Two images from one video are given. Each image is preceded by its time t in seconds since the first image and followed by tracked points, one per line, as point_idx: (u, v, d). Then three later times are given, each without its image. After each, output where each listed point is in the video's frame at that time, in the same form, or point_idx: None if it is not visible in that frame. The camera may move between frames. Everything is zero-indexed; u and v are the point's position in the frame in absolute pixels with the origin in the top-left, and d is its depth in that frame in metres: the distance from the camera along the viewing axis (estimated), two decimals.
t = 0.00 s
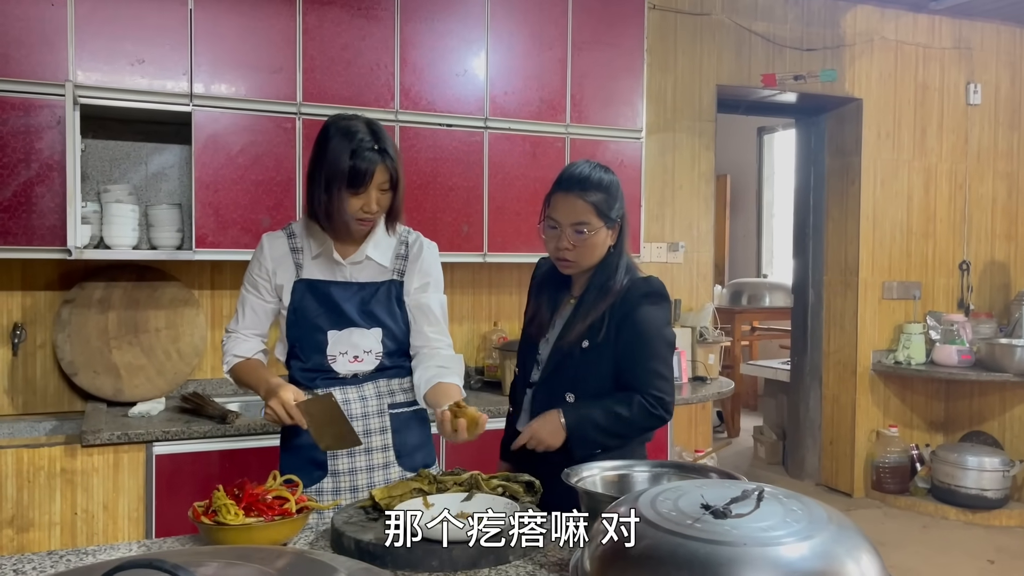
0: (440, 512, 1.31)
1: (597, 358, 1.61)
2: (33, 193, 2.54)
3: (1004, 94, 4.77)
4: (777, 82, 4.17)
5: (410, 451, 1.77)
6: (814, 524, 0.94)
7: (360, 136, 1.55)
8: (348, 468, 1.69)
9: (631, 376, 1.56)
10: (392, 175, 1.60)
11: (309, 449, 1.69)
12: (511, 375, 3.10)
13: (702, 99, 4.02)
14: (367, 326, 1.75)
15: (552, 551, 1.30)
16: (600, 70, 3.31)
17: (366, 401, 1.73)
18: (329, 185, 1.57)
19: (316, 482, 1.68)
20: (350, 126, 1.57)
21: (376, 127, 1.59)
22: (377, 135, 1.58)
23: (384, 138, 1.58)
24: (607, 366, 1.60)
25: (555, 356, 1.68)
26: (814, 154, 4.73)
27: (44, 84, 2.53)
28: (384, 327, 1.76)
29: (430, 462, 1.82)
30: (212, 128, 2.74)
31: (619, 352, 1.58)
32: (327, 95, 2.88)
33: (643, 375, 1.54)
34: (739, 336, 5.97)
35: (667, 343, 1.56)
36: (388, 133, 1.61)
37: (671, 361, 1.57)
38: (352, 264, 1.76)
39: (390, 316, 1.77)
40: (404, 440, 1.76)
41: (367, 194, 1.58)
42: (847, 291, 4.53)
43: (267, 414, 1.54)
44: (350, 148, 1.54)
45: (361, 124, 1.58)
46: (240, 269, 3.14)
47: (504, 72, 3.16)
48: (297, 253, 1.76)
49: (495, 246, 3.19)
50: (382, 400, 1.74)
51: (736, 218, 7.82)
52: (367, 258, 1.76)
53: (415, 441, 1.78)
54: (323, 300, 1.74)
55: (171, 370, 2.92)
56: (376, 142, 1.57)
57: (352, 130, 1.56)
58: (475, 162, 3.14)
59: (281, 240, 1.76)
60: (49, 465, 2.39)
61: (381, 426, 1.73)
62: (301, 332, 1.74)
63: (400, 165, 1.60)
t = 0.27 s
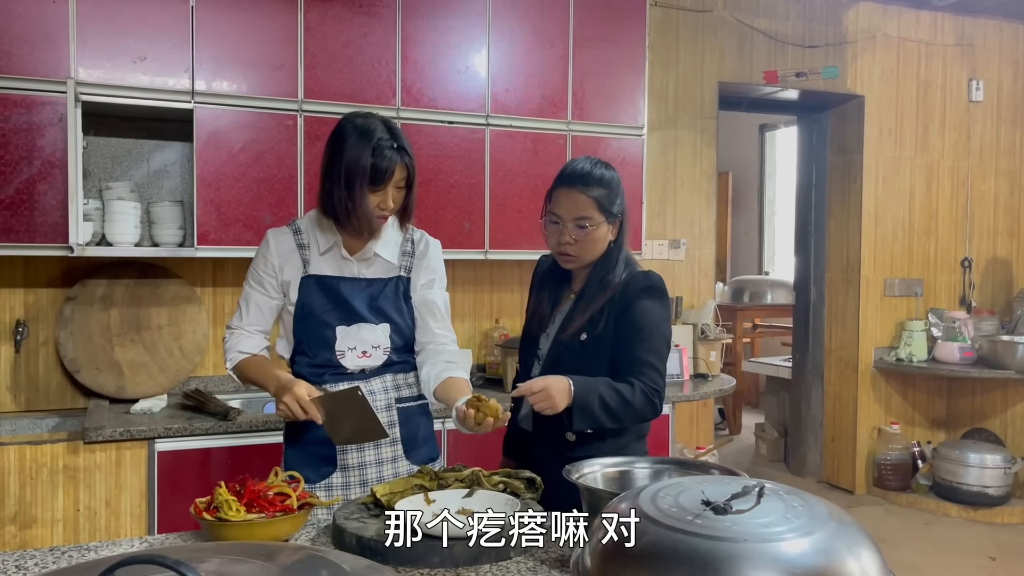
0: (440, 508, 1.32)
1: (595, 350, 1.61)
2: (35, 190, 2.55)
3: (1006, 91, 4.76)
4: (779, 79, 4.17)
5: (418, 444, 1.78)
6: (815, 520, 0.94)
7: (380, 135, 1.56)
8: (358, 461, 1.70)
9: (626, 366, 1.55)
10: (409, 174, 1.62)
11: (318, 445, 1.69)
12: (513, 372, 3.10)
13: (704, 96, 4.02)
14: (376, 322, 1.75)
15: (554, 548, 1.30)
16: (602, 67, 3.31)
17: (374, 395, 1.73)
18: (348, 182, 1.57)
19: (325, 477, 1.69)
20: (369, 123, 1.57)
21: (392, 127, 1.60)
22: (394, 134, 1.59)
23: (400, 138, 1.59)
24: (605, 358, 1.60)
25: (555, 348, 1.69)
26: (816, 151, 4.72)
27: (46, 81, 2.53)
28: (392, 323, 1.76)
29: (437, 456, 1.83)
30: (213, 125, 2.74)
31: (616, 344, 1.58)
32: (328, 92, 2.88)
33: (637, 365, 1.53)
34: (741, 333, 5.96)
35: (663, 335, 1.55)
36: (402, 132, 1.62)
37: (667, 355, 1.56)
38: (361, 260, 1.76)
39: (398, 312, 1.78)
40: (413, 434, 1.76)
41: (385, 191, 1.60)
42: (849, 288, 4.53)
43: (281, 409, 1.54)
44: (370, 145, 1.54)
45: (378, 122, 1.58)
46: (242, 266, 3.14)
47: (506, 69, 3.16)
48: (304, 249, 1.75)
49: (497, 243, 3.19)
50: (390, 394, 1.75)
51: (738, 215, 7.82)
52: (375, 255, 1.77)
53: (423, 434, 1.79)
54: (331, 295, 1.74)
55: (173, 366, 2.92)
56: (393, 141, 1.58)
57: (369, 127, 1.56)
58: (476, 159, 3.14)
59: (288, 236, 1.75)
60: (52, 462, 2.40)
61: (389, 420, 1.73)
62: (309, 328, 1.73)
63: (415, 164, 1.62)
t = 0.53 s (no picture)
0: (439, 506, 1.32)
1: (591, 346, 1.61)
2: (36, 187, 2.55)
3: (1008, 89, 4.75)
4: (779, 76, 4.16)
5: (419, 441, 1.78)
6: (814, 517, 0.94)
7: (380, 131, 1.55)
8: (360, 457, 1.70)
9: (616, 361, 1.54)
10: (407, 171, 1.61)
11: (321, 442, 1.70)
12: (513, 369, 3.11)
13: (704, 94, 4.02)
14: (379, 319, 1.75)
15: (555, 545, 1.30)
16: (603, 65, 3.31)
17: (377, 392, 1.72)
18: (347, 177, 1.57)
19: (327, 473, 1.69)
20: (370, 119, 1.56)
21: (394, 123, 1.59)
22: (395, 131, 1.58)
23: (402, 135, 1.58)
24: (600, 356, 1.59)
25: (554, 343, 1.70)
26: (817, 149, 4.72)
27: (46, 79, 2.53)
28: (395, 321, 1.76)
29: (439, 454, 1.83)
30: (214, 123, 2.74)
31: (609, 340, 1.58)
32: (329, 90, 2.88)
33: (626, 359, 1.51)
34: (742, 331, 5.97)
35: (655, 329, 1.53)
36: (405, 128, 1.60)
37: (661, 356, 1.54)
38: (364, 258, 1.76)
39: (401, 309, 1.77)
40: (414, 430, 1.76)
41: (383, 187, 1.59)
42: (850, 286, 4.53)
43: (285, 406, 1.54)
44: (369, 141, 1.54)
45: (381, 118, 1.58)
46: (243, 264, 3.15)
47: (506, 67, 3.16)
48: (309, 245, 1.75)
49: (498, 241, 3.19)
50: (393, 390, 1.74)
51: (739, 213, 7.81)
52: (379, 253, 1.76)
53: (424, 431, 1.79)
54: (335, 292, 1.74)
55: (174, 364, 2.92)
56: (394, 137, 1.57)
57: (370, 123, 1.55)
58: (477, 157, 3.14)
59: (293, 233, 1.75)
60: (53, 459, 2.40)
61: (392, 417, 1.73)
62: (312, 324, 1.73)
63: (415, 161, 1.61)
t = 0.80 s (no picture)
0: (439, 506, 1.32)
1: (590, 348, 1.60)
2: (37, 187, 2.55)
3: (1009, 88, 4.75)
4: (780, 76, 4.16)
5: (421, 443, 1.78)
6: (813, 518, 0.94)
7: (372, 131, 1.55)
8: (360, 457, 1.71)
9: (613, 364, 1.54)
10: (400, 173, 1.59)
11: (320, 440, 1.70)
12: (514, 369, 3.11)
13: (705, 93, 4.01)
14: (377, 319, 1.74)
15: (555, 545, 1.30)
16: (603, 64, 3.31)
17: (377, 392, 1.73)
18: (339, 178, 1.58)
19: (326, 472, 1.69)
20: (365, 120, 1.57)
21: (391, 124, 1.59)
22: (390, 132, 1.57)
23: (396, 136, 1.57)
24: (600, 358, 1.59)
25: (555, 344, 1.71)
26: (817, 148, 4.72)
27: (47, 79, 2.53)
28: (393, 321, 1.75)
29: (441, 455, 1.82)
30: (214, 123, 2.74)
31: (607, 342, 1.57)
32: (329, 90, 2.88)
33: (622, 362, 1.51)
34: (742, 330, 5.96)
35: (653, 329, 1.52)
36: (402, 129, 1.60)
37: (661, 359, 1.53)
38: (365, 258, 1.76)
39: (398, 309, 1.75)
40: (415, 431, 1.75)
41: (376, 189, 1.59)
42: (850, 285, 4.53)
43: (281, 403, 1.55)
44: (361, 142, 1.54)
45: (376, 119, 1.58)
46: (244, 263, 3.15)
47: (507, 66, 3.16)
48: (312, 245, 1.76)
49: (498, 240, 3.20)
50: (393, 391, 1.74)
51: (740, 212, 7.81)
52: (379, 253, 1.76)
53: (426, 433, 1.78)
54: (335, 292, 1.75)
55: (174, 363, 2.93)
56: (387, 139, 1.56)
57: (365, 124, 1.56)
58: (477, 156, 3.14)
59: (298, 232, 1.77)
60: (53, 459, 2.41)
61: (392, 417, 1.73)
62: (312, 323, 1.74)
63: (410, 163, 1.59)
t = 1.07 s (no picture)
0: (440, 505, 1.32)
1: (598, 351, 1.62)
2: (38, 186, 2.55)
3: (1009, 87, 4.75)
4: (781, 75, 4.16)
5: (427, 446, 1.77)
6: (814, 517, 0.94)
7: (363, 132, 1.55)
8: (362, 457, 1.71)
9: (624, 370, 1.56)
10: (394, 172, 1.58)
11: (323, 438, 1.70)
12: (514, 368, 3.11)
13: (705, 93, 4.01)
14: (381, 318, 1.74)
15: (556, 544, 1.30)
16: (604, 63, 3.31)
17: (381, 391, 1.74)
18: (333, 180, 1.58)
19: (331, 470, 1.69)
20: (359, 121, 1.57)
21: (384, 124, 1.58)
22: (383, 133, 1.56)
23: (389, 135, 1.56)
24: (608, 360, 1.60)
25: (560, 346, 1.71)
26: (818, 148, 4.72)
27: (47, 78, 2.53)
28: (397, 320, 1.74)
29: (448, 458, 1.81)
30: (215, 122, 2.74)
31: (616, 346, 1.59)
32: (330, 89, 2.88)
33: (634, 365, 1.54)
34: (742, 329, 5.96)
35: (667, 334, 1.54)
36: (396, 129, 1.59)
37: (670, 360, 1.56)
38: (369, 257, 1.76)
39: (403, 308, 1.75)
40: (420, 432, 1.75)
41: (370, 190, 1.58)
42: (851, 284, 4.53)
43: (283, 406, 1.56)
44: (352, 144, 1.54)
45: (370, 119, 1.57)
46: (244, 263, 3.15)
47: (507, 65, 3.16)
48: (317, 246, 1.77)
49: (499, 239, 3.20)
50: (397, 390, 1.75)
51: (741, 211, 7.81)
52: (383, 252, 1.75)
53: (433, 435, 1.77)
54: (339, 292, 1.75)
55: (175, 362, 2.93)
56: (379, 140, 1.55)
57: (357, 125, 1.55)
58: (478, 156, 3.14)
59: (302, 233, 1.78)
60: (54, 458, 2.41)
61: (395, 417, 1.74)
62: (317, 323, 1.75)
63: (403, 163, 1.58)
